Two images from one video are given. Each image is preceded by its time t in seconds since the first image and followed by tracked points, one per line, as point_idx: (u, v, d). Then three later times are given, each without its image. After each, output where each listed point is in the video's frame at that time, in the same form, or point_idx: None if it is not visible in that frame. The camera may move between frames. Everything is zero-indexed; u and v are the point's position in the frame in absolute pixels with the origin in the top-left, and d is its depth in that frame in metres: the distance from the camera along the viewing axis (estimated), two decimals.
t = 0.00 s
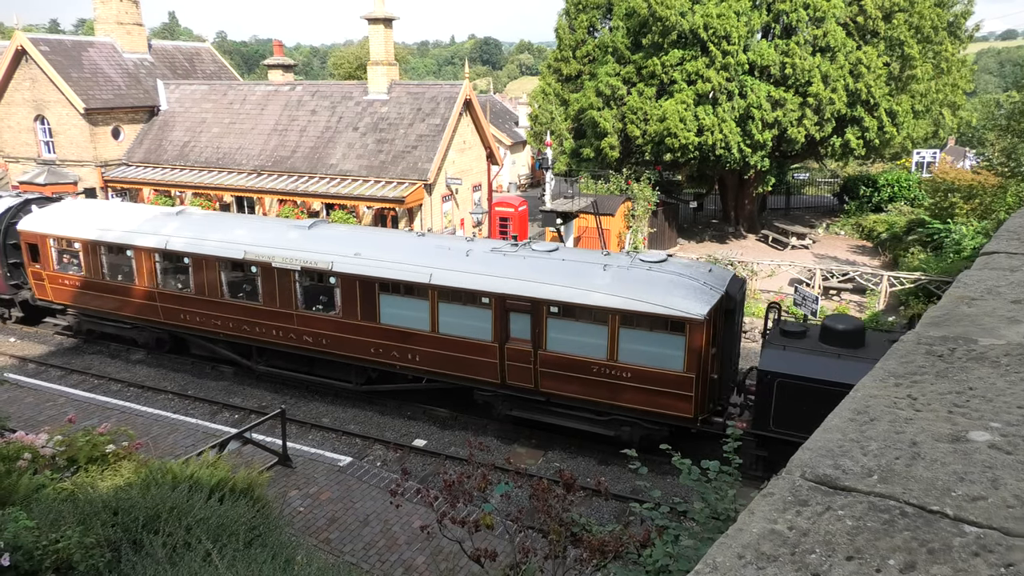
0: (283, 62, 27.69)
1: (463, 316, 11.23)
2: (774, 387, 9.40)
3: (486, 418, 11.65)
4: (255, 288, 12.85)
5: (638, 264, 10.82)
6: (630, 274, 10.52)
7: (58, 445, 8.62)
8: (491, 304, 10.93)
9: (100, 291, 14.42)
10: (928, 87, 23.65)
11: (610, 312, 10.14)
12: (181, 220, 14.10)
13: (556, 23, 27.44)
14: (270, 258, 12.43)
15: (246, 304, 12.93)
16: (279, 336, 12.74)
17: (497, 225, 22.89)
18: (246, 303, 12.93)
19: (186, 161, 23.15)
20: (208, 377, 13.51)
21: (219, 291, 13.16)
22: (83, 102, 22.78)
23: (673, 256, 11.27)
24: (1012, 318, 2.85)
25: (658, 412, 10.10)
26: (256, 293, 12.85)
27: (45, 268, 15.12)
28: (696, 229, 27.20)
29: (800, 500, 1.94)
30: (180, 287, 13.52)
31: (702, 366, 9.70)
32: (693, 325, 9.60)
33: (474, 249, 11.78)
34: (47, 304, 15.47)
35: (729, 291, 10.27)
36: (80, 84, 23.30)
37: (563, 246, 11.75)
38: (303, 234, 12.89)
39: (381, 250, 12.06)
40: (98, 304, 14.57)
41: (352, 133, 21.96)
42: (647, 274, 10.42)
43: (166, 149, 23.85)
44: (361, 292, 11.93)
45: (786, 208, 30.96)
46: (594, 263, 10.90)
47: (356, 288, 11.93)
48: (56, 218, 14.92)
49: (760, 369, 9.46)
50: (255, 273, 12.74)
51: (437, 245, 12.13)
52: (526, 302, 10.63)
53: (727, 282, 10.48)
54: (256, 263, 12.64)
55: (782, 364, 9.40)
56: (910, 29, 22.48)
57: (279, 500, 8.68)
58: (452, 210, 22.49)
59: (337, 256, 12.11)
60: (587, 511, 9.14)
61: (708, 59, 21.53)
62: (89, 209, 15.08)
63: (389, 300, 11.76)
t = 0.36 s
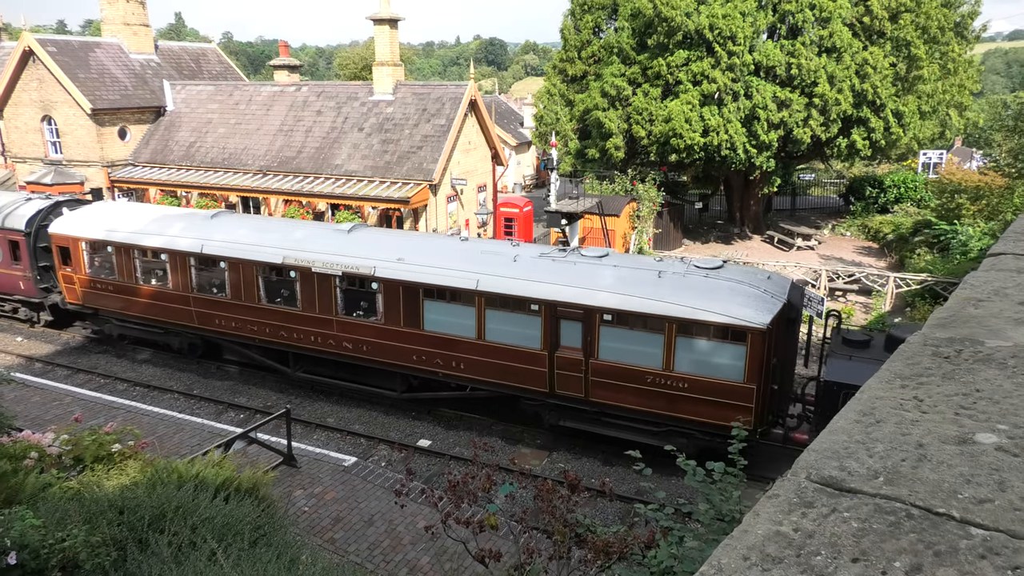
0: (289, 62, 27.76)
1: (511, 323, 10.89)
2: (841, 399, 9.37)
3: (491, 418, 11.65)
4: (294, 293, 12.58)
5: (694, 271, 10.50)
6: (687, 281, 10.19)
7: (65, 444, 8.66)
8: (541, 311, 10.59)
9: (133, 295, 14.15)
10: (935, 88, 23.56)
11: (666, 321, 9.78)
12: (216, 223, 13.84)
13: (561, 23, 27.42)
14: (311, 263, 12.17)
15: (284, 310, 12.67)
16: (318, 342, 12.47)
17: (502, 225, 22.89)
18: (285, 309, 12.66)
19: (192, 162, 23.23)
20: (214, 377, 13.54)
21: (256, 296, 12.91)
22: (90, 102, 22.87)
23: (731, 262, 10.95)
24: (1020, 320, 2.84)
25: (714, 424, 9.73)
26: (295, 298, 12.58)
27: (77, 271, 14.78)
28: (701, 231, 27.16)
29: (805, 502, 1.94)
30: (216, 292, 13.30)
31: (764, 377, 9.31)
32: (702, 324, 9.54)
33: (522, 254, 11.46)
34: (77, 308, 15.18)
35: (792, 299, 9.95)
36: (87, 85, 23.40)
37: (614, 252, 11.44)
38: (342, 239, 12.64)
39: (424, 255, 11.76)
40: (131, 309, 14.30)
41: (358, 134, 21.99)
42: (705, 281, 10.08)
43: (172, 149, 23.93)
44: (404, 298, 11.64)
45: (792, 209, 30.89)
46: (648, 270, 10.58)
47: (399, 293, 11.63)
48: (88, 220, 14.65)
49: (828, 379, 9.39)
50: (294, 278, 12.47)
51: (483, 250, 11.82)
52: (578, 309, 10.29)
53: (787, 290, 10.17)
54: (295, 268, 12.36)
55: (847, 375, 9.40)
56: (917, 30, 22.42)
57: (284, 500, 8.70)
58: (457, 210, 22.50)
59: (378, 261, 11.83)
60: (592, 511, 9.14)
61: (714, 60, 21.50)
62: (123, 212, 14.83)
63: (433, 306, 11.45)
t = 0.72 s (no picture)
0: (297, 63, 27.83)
1: (564, 331, 10.66)
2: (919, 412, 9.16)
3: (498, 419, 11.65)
4: (337, 298, 12.40)
5: (756, 279, 10.24)
6: (749, 290, 9.94)
7: (74, 442, 8.72)
8: (597, 319, 10.35)
9: (171, 299, 13.97)
10: (945, 88, 23.40)
11: (730, 330, 9.54)
12: (255, 227, 13.64)
13: (569, 24, 27.39)
14: (355, 268, 11.97)
15: (327, 315, 12.47)
16: (361, 349, 12.27)
17: (509, 226, 22.88)
18: (328, 315, 12.47)
19: (201, 162, 23.32)
20: (222, 376, 13.59)
21: (298, 301, 12.73)
22: (100, 103, 23.00)
23: (791, 270, 10.70)
24: None
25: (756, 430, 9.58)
26: (337, 304, 12.40)
27: (113, 275, 14.64)
28: (709, 232, 27.09)
29: (814, 504, 1.93)
30: (256, 297, 13.12)
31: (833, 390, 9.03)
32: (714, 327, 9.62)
33: (574, 261, 11.24)
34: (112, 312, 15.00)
35: (861, 308, 9.64)
36: (97, 85, 23.55)
37: (669, 259, 11.20)
38: (384, 243, 12.45)
39: (472, 261, 11.52)
40: (168, 313, 14.13)
41: (366, 135, 22.03)
42: (768, 289, 9.83)
43: (181, 149, 24.03)
44: (451, 304, 11.42)
45: (800, 211, 30.75)
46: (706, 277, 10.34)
47: (447, 299, 11.41)
48: (126, 223, 14.47)
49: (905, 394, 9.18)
50: (337, 283, 12.28)
51: (533, 256, 11.59)
52: (636, 317, 10.05)
53: (855, 298, 9.81)
54: (340, 273, 12.17)
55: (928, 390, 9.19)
56: (927, 30, 22.31)
57: (292, 499, 8.73)
58: (465, 211, 22.51)
59: (426, 267, 11.62)
60: (599, 513, 9.13)
61: (722, 60, 21.44)
62: (160, 216, 14.66)
63: (482, 313, 11.22)
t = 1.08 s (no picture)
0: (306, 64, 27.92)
1: (619, 340, 10.39)
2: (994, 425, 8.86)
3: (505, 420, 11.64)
4: (381, 305, 12.19)
5: (823, 287, 9.85)
6: (817, 298, 9.56)
7: (84, 441, 8.77)
8: (656, 327, 10.05)
9: (208, 304, 13.82)
10: (956, 90, 23.27)
11: (798, 341, 9.20)
12: (297, 230, 13.44)
13: (577, 25, 27.37)
14: (401, 274, 11.74)
15: (370, 322, 12.27)
16: (406, 356, 12.05)
17: (517, 227, 22.89)
18: (372, 321, 12.24)
19: (210, 162, 23.44)
20: (230, 376, 13.64)
21: (340, 307, 12.55)
22: (110, 103, 23.15)
23: (859, 277, 10.29)
24: None
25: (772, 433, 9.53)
26: (382, 310, 12.17)
27: (149, 279, 14.47)
28: (717, 233, 27.03)
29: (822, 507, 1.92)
30: (297, 302, 12.94)
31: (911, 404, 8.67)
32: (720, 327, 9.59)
33: (630, 267, 10.91)
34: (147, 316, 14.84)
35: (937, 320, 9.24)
36: (108, 86, 23.71)
37: (729, 265, 10.83)
38: (412, 245, 12.29)
39: (524, 266, 11.23)
40: (206, 318, 13.97)
41: (374, 135, 22.08)
42: (837, 298, 9.43)
43: (191, 150, 24.16)
44: (501, 311, 11.15)
45: (809, 212, 30.63)
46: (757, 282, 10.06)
47: (497, 307, 11.15)
48: (164, 227, 14.32)
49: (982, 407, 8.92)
50: (382, 289, 12.07)
51: (586, 261, 11.27)
52: (698, 327, 9.73)
53: (930, 309, 9.40)
54: (386, 279, 11.94)
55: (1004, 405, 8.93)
56: (937, 31, 22.21)
57: (299, 499, 8.75)
58: (473, 212, 22.53)
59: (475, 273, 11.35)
60: (606, 514, 9.11)
61: (731, 61, 21.41)
62: (198, 217, 14.49)
63: (533, 320, 10.96)
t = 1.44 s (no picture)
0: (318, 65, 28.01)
1: (685, 351, 9.98)
2: None
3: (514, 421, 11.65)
4: (430, 311, 11.87)
5: (901, 297, 9.38)
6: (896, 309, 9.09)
7: (96, 439, 8.83)
8: (722, 338, 9.64)
9: (249, 309, 13.57)
10: (970, 91, 23.08)
11: (876, 354, 8.77)
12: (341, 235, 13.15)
13: (588, 27, 27.35)
14: (451, 281, 11.42)
15: (418, 329, 11.95)
16: (455, 365, 11.73)
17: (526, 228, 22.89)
18: (420, 328, 11.93)
19: (222, 163, 23.56)
20: (241, 376, 13.71)
21: (387, 314, 12.23)
22: (124, 104, 23.33)
23: (935, 287, 9.79)
24: None
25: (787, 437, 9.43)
26: (431, 317, 11.85)
27: (189, 284, 14.24)
28: (728, 235, 26.94)
29: (834, 511, 1.91)
30: (341, 308, 12.66)
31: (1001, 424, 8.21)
32: (730, 330, 9.57)
33: (693, 274, 10.49)
34: (184, 321, 14.59)
35: None
36: (121, 87, 23.89)
37: (796, 274, 10.37)
38: (426, 247, 12.28)
39: (580, 273, 10.87)
40: (246, 324, 13.71)
41: (385, 136, 22.14)
42: (917, 310, 8.96)
43: (203, 151, 24.29)
44: (557, 320, 10.80)
45: (821, 214, 30.48)
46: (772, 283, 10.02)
47: (553, 315, 10.80)
48: (204, 230, 14.06)
49: None
50: (431, 296, 11.75)
51: (645, 268, 10.85)
52: (768, 338, 9.32)
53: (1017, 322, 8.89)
54: (435, 286, 11.62)
55: None
56: (951, 32, 22.06)
57: (308, 499, 8.79)
58: (483, 213, 22.54)
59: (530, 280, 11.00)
60: (614, 516, 9.09)
61: (742, 62, 21.33)
62: (238, 221, 14.22)
63: (591, 329, 10.61)
